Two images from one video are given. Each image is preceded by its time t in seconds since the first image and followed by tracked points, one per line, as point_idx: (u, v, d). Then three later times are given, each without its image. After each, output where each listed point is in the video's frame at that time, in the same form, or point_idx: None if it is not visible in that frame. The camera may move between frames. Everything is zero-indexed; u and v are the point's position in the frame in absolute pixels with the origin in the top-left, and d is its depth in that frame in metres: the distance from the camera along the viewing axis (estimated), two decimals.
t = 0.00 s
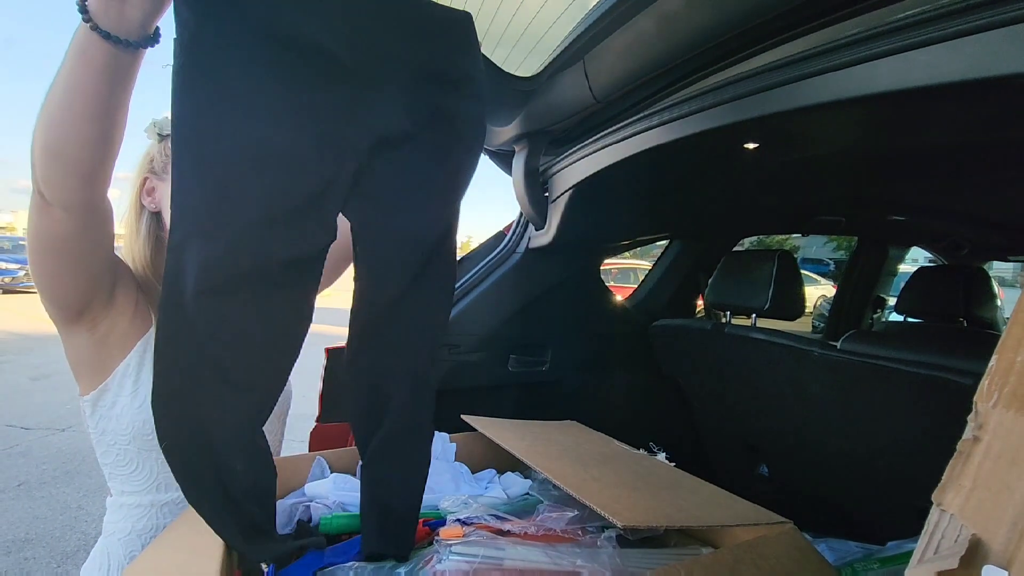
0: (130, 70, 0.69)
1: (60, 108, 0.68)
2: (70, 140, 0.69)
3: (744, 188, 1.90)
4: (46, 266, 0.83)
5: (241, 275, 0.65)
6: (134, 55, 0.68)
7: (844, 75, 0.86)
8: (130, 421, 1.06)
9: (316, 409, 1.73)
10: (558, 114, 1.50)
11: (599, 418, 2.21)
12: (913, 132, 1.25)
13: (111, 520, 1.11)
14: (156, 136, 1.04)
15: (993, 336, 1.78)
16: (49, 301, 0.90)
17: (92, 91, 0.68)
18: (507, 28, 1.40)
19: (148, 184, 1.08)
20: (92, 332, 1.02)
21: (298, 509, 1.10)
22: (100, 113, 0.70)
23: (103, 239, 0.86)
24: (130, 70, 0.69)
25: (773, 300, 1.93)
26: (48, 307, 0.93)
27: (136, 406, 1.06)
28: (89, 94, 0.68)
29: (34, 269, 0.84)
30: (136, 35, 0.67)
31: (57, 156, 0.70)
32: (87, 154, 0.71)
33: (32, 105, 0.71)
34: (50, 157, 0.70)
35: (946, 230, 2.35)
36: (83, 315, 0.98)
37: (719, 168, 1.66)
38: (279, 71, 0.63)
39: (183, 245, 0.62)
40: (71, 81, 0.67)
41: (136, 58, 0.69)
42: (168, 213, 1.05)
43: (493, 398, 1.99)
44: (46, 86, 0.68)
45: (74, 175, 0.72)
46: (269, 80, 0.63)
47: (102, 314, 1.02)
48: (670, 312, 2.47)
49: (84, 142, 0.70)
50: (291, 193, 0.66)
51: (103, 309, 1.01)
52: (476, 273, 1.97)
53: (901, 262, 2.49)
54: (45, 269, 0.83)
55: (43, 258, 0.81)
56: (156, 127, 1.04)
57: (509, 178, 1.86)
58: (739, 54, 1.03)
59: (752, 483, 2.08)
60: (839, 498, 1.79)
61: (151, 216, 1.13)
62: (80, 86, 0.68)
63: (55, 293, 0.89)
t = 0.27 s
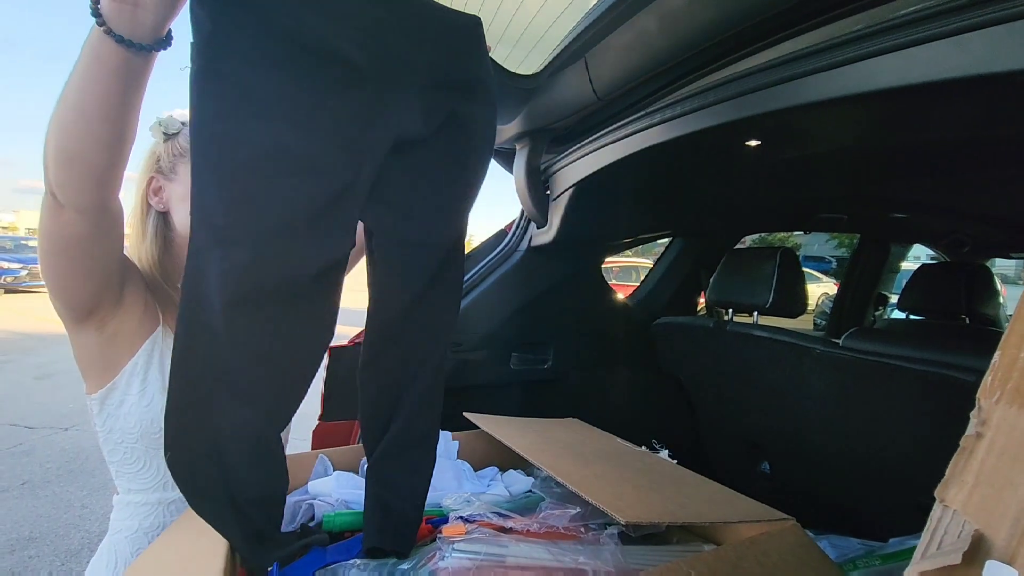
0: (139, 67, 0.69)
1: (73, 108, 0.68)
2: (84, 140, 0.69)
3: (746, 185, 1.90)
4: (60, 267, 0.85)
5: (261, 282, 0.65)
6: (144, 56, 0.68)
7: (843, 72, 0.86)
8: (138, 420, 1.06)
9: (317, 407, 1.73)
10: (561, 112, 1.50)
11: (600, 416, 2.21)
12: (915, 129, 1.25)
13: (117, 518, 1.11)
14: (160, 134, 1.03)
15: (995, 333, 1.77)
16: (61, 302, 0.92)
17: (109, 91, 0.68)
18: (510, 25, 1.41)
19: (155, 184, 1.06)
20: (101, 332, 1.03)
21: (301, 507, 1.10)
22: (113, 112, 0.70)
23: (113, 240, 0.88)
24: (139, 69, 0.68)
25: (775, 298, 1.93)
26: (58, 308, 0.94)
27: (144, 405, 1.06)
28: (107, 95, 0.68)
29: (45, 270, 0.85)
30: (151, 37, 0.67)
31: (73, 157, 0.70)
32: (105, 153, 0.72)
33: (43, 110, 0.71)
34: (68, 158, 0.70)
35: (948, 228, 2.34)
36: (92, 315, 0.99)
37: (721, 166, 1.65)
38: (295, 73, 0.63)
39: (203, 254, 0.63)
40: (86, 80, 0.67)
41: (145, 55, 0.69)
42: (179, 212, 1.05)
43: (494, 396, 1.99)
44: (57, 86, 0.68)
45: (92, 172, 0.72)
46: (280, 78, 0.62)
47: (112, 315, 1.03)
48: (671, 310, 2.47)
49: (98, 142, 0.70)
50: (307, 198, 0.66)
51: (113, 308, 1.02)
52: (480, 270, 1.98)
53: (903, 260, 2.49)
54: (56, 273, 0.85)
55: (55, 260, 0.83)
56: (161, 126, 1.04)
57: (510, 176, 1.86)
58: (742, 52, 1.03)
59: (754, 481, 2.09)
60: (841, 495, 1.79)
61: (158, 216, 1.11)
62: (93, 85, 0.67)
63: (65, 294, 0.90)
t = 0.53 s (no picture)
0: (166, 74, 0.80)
1: (103, 115, 0.79)
2: (112, 142, 0.80)
3: (747, 184, 1.90)
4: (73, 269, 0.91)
5: (260, 286, 0.66)
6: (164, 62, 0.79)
7: (841, 71, 0.85)
8: (141, 416, 1.06)
9: (319, 405, 1.73)
10: (559, 110, 1.50)
11: (601, 414, 2.21)
12: (916, 127, 1.24)
13: (119, 514, 1.12)
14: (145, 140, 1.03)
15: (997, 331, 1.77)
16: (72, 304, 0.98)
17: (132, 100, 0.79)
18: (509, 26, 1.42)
19: (153, 191, 1.08)
20: (109, 325, 1.04)
21: (302, 505, 1.10)
22: (134, 116, 0.80)
23: (119, 237, 0.92)
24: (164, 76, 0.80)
25: (777, 296, 1.93)
26: (71, 301, 0.97)
27: (147, 401, 1.06)
28: (132, 101, 0.79)
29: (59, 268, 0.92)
30: (182, 44, 0.78)
31: (102, 159, 0.81)
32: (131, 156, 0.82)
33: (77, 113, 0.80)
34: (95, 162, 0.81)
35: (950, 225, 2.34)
36: (101, 307, 1.01)
37: (722, 164, 1.65)
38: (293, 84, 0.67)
39: (202, 259, 0.65)
40: (114, 89, 0.79)
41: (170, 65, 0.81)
42: (174, 215, 1.05)
43: (495, 394, 2.00)
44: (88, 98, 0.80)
45: (120, 172, 0.83)
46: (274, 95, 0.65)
47: (120, 308, 1.04)
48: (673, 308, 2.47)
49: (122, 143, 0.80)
50: (310, 205, 0.68)
51: (121, 301, 1.03)
52: (481, 267, 1.98)
53: (905, 258, 2.48)
54: (72, 269, 0.92)
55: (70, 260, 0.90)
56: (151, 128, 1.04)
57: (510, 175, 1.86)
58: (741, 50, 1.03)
59: (755, 478, 2.09)
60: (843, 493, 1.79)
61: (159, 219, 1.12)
62: (119, 96, 0.79)
63: (77, 290, 0.95)
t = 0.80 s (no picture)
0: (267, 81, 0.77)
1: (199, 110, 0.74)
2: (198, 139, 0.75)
3: (749, 180, 1.90)
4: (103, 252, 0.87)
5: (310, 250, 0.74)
6: (272, 73, 0.77)
7: (843, 65, 0.85)
8: (155, 412, 1.06)
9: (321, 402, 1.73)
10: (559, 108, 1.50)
11: (604, 412, 2.21)
12: (920, 122, 1.24)
13: (129, 510, 1.12)
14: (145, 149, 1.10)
15: (1001, 327, 1.77)
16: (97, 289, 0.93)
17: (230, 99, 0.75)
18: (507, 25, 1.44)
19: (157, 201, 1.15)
20: (125, 320, 1.03)
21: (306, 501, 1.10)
22: (229, 115, 0.76)
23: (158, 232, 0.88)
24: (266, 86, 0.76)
25: (780, 293, 1.92)
26: (85, 290, 0.95)
27: (162, 397, 1.06)
28: (229, 103, 0.75)
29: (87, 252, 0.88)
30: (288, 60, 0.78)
31: (182, 156, 0.76)
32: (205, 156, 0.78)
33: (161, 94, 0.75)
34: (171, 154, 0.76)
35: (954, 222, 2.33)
36: (120, 300, 0.99)
37: (725, 160, 1.65)
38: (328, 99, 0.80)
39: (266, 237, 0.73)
40: (220, 84, 0.74)
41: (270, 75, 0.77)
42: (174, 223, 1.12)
43: (497, 392, 2.00)
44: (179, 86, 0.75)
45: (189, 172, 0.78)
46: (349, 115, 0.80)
47: (140, 304, 1.03)
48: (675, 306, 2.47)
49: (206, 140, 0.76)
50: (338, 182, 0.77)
51: (141, 297, 1.02)
52: (484, 263, 1.98)
53: (907, 255, 2.47)
54: (102, 258, 0.88)
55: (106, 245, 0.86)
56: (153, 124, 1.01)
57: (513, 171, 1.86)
58: (744, 45, 1.02)
59: (758, 476, 2.08)
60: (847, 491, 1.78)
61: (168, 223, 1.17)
62: (221, 91, 0.75)
63: (103, 278, 0.91)
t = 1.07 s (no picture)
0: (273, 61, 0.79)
1: (210, 89, 0.77)
2: (207, 116, 0.79)
3: (749, 178, 1.90)
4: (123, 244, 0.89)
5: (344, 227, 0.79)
6: (273, 54, 0.78)
7: (842, 63, 0.84)
8: (157, 408, 1.06)
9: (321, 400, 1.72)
10: (558, 107, 1.51)
11: (603, 410, 2.20)
12: (921, 120, 1.24)
13: (129, 508, 1.11)
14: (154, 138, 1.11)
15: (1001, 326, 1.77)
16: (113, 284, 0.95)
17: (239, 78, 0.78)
18: (508, 24, 1.44)
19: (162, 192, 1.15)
20: (128, 316, 1.03)
21: (303, 499, 1.09)
22: (238, 94, 0.79)
23: (164, 225, 0.91)
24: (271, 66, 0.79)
25: (780, 291, 1.92)
26: (91, 285, 0.95)
27: (165, 392, 1.06)
28: (236, 81, 0.78)
29: (97, 246, 0.90)
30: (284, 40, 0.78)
31: (192, 133, 0.79)
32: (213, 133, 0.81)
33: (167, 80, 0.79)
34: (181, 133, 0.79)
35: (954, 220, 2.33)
36: (124, 296, 0.99)
37: (725, 158, 1.65)
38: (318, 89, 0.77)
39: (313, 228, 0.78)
40: (224, 64, 0.77)
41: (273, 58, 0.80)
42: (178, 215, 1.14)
43: (497, 390, 2.00)
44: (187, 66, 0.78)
45: (197, 150, 0.81)
46: (387, 97, 0.80)
47: (143, 299, 1.03)
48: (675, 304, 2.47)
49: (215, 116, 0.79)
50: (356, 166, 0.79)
51: (144, 292, 1.03)
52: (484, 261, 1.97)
53: (906, 253, 2.47)
54: (112, 248, 0.89)
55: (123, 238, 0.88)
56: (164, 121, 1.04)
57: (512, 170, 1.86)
58: (746, 41, 1.02)
59: (758, 474, 2.08)
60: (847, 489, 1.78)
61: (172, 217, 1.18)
62: (228, 70, 0.78)
63: (108, 270, 0.92)
